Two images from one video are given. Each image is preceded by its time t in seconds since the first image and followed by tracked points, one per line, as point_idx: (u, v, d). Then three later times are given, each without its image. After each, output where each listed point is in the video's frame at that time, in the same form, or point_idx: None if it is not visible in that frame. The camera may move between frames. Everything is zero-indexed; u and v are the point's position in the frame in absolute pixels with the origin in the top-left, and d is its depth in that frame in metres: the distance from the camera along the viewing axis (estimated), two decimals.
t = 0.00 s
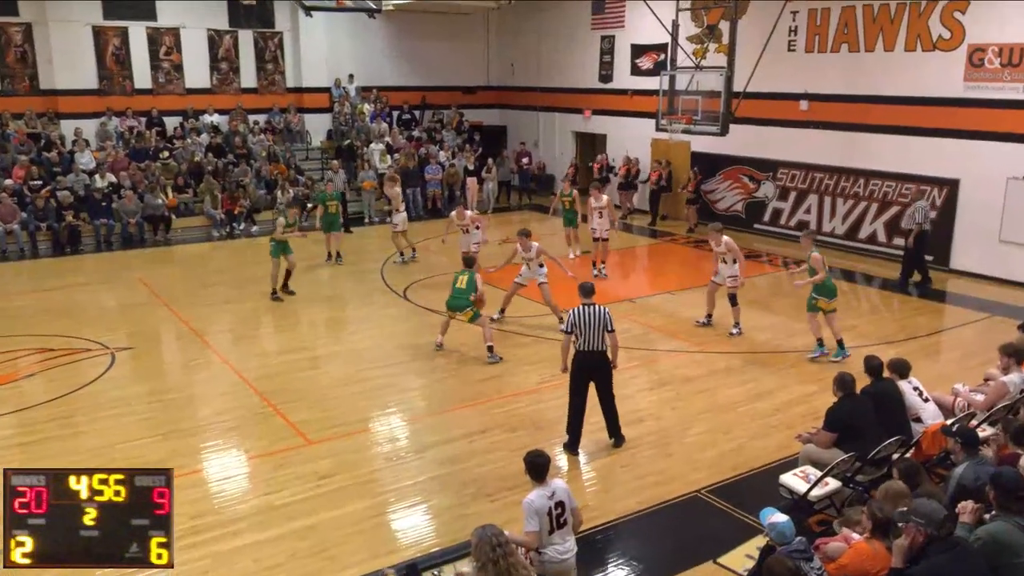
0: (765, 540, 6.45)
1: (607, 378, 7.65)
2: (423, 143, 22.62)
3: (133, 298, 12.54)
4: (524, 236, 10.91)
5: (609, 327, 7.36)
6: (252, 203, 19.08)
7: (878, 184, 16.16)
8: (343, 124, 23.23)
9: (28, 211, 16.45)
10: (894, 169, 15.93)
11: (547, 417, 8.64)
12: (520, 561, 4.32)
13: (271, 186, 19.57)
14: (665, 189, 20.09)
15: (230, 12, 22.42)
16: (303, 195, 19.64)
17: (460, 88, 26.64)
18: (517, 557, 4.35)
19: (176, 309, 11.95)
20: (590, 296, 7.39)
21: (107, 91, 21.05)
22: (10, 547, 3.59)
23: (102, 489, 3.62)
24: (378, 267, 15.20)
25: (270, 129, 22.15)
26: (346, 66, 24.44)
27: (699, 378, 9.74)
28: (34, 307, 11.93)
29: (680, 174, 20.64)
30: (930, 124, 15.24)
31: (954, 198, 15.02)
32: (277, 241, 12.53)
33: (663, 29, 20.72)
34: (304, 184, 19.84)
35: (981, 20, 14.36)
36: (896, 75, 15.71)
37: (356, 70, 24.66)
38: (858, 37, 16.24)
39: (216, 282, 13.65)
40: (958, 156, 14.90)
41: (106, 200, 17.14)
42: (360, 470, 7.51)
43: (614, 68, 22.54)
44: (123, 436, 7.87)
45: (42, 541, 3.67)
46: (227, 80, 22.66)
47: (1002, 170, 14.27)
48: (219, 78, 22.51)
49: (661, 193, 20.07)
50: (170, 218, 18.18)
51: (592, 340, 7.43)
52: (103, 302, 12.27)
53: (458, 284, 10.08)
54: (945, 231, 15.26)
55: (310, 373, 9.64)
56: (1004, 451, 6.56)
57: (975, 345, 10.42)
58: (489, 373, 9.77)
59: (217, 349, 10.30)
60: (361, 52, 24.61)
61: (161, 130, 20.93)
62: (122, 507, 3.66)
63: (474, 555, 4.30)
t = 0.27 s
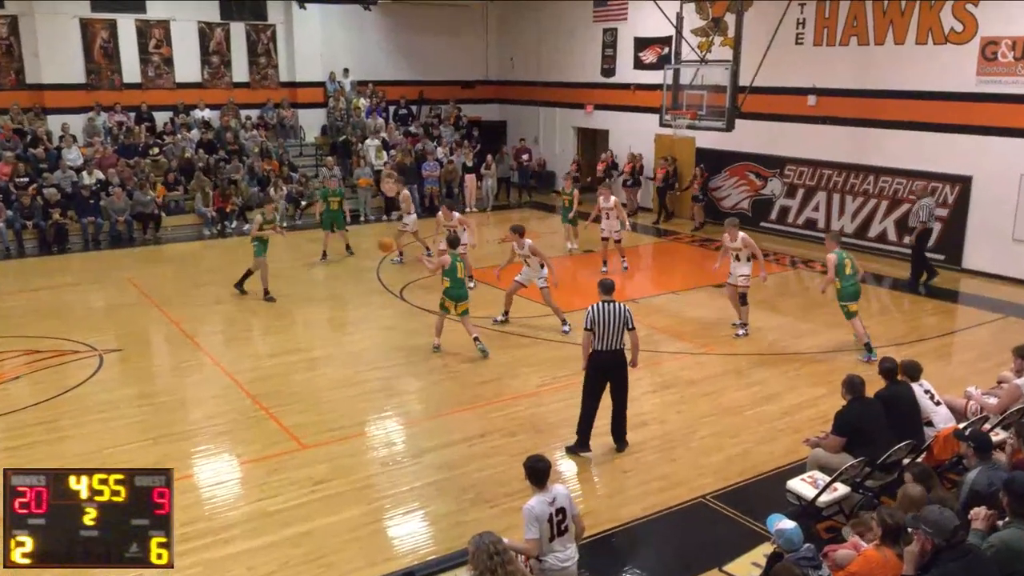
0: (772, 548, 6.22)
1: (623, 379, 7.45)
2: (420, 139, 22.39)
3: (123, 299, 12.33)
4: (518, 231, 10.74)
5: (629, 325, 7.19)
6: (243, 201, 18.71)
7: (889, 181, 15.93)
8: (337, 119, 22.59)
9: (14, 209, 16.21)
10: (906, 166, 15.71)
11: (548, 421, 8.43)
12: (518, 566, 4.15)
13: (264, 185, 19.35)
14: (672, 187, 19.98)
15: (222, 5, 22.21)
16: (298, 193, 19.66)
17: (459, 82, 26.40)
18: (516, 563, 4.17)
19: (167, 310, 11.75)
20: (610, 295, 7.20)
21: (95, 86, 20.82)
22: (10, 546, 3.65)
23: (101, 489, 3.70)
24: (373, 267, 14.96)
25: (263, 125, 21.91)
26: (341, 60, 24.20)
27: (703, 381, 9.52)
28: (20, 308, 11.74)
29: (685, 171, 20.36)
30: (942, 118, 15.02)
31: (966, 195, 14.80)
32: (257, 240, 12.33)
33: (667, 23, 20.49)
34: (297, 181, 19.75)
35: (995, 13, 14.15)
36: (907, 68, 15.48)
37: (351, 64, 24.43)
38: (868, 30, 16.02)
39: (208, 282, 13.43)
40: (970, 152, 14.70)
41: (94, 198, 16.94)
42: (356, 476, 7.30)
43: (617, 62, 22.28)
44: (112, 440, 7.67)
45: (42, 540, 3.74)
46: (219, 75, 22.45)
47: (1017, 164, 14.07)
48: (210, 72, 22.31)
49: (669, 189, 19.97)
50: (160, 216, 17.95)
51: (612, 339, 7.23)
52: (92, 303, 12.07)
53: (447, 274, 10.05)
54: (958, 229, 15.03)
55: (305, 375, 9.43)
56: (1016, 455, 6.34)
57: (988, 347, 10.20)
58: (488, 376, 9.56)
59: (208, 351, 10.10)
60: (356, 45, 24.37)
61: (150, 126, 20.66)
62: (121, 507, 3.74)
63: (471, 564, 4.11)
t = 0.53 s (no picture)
0: (778, 555, 6.05)
1: (628, 380, 7.29)
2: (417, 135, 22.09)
3: (113, 300, 12.15)
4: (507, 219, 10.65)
5: (640, 326, 7.01)
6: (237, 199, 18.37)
7: (897, 178, 15.75)
8: (335, 114, 22.18)
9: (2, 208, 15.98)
10: (914, 164, 15.53)
11: (549, 424, 8.26)
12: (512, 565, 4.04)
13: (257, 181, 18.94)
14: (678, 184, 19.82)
15: None
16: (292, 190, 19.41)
17: (457, 78, 26.22)
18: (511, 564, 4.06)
19: (158, 311, 11.56)
20: (621, 293, 7.00)
21: (84, 81, 20.61)
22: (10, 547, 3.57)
23: (101, 489, 3.63)
24: (369, 266, 14.73)
25: (256, 121, 21.72)
26: (337, 55, 24.03)
27: (707, 383, 9.35)
28: (8, 309, 11.55)
29: (689, 167, 20.18)
30: (951, 115, 14.85)
31: (976, 193, 14.62)
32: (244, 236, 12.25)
33: (670, 17, 20.31)
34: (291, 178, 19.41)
35: (1005, 8, 13.96)
36: (916, 62, 15.29)
37: (347, 59, 24.25)
38: (876, 25, 15.82)
39: (201, 282, 13.27)
40: (980, 150, 14.53)
41: (82, 195, 16.70)
42: (352, 481, 7.13)
43: (619, 57, 22.09)
44: (101, 445, 7.50)
45: (42, 540, 3.66)
46: (211, 70, 22.25)
47: None
48: (203, 67, 22.12)
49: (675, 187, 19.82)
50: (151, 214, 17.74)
51: (620, 340, 7.05)
52: (81, 304, 11.89)
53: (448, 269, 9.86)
54: (967, 227, 14.85)
55: (300, 378, 9.26)
56: None
57: (999, 349, 10.03)
58: (488, 378, 9.39)
59: (200, 353, 9.92)
60: (351, 40, 24.19)
61: (140, 122, 20.44)
62: (122, 507, 3.67)
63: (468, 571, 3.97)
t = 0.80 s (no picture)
0: (781, 559, 5.94)
1: (631, 382, 7.17)
2: (415, 133, 22.02)
3: (106, 300, 12.04)
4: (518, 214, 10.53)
5: (643, 328, 6.90)
6: (232, 198, 18.32)
7: (902, 176, 15.63)
8: (331, 112, 22.57)
9: None
10: (919, 163, 15.42)
11: (549, 426, 8.15)
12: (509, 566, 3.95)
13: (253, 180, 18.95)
14: (678, 183, 19.77)
15: None
16: (287, 189, 19.30)
17: (455, 75, 26.10)
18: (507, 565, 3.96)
19: (151, 312, 11.45)
20: (625, 294, 6.92)
21: (77, 78, 20.49)
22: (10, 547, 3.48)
23: (101, 489, 3.55)
24: (366, 267, 14.63)
25: (252, 119, 21.61)
26: (333, 52, 23.91)
27: (709, 385, 9.23)
28: None
29: (691, 166, 20.12)
30: (957, 112, 14.73)
31: (983, 191, 14.50)
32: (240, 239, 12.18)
33: (672, 13, 20.20)
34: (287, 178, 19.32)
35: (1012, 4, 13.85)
36: (921, 59, 15.17)
37: (343, 55, 24.13)
38: (881, 21, 15.69)
39: (196, 282, 13.16)
40: (986, 148, 14.42)
41: (75, 194, 16.62)
42: (349, 483, 7.03)
43: (620, 53, 21.97)
44: (94, 448, 7.39)
45: (43, 541, 3.56)
46: (206, 66, 22.13)
47: None
48: (197, 63, 22.00)
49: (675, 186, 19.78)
50: (144, 213, 17.63)
51: (622, 341, 6.95)
52: (74, 305, 11.77)
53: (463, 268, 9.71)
54: (974, 227, 14.71)
55: (296, 379, 9.15)
56: None
57: (1005, 350, 9.92)
58: (488, 379, 9.28)
59: (195, 355, 9.81)
60: (348, 36, 24.08)
61: (133, 120, 20.31)
62: (123, 507, 3.58)
63: None
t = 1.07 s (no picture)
0: (782, 560, 5.93)
1: (626, 383, 7.15)
2: (415, 132, 22.00)
3: (105, 300, 12.02)
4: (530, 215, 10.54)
5: (636, 331, 6.87)
6: (231, 198, 18.37)
7: (903, 176, 15.61)
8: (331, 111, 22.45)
9: None
10: (920, 162, 15.39)
11: (549, 427, 8.13)
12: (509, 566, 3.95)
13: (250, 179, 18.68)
14: (675, 183, 19.73)
15: None
16: (287, 188, 19.27)
17: (455, 74, 26.07)
18: (506, 564, 3.96)
19: (150, 312, 11.44)
20: (618, 296, 6.89)
21: (76, 78, 20.47)
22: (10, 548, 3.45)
23: (101, 489, 3.53)
24: (365, 266, 14.62)
25: (252, 119, 21.59)
26: (333, 51, 23.89)
27: (709, 385, 9.21)
28: None
29: (690, 166, 20.09)
30: (958, 112, 14.72)
31: (984, 191, 14.47)
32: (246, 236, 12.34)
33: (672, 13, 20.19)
34: (287, 177, 19.28)
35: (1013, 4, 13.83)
36: (922, 58, 15.16)
37: (343, 54, 24.10)
38: (881, 20, 15.67)
39: (195, 282, 13.15)
40: (988, 147, 14.40)
41: (74, 193, 16.60)
42: (349, 484, 7.01)
43: (620, 53, 21.96)
44: (93, 448, 7.37)
45: (43, 541, 3.54)
46: (205, 66, 22.11)
47: None
48: (196, 63, 21.98)
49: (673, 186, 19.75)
50: (143, 213, 17.60)
51: (615, 343, 6.93)
52: (73, 304, 11.75)
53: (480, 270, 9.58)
54: (975, 227, 14.69)
55: (296, 379, 9.14)
56: None
57: (1007, 350, 9.90)
58: (488, 379, 9.26)
59: (194, 355, 9.79)
60: (348, 35, 24.06)
61: (132, 119, 20.29)
62: (124, 507, 3.56)
63: None
